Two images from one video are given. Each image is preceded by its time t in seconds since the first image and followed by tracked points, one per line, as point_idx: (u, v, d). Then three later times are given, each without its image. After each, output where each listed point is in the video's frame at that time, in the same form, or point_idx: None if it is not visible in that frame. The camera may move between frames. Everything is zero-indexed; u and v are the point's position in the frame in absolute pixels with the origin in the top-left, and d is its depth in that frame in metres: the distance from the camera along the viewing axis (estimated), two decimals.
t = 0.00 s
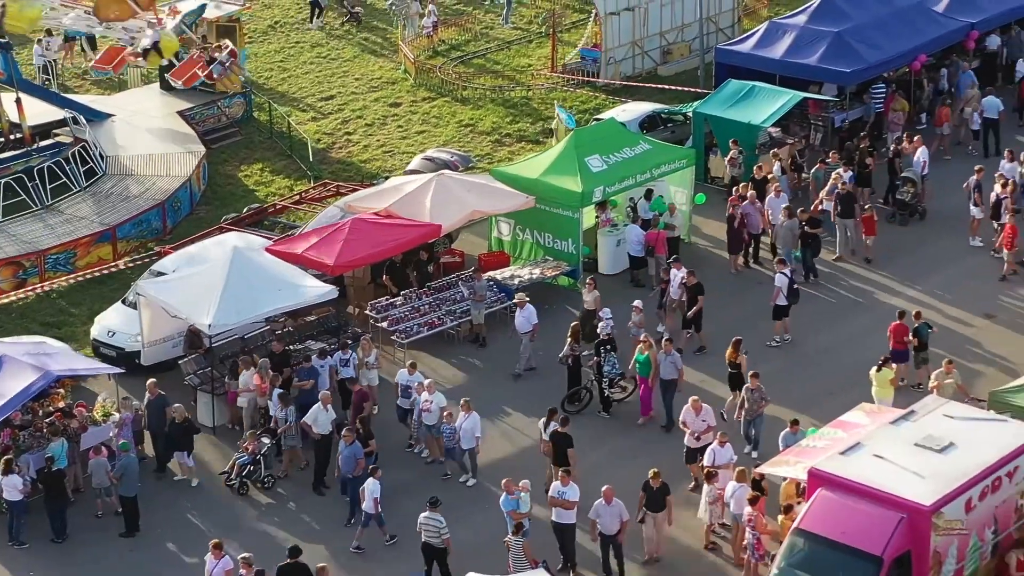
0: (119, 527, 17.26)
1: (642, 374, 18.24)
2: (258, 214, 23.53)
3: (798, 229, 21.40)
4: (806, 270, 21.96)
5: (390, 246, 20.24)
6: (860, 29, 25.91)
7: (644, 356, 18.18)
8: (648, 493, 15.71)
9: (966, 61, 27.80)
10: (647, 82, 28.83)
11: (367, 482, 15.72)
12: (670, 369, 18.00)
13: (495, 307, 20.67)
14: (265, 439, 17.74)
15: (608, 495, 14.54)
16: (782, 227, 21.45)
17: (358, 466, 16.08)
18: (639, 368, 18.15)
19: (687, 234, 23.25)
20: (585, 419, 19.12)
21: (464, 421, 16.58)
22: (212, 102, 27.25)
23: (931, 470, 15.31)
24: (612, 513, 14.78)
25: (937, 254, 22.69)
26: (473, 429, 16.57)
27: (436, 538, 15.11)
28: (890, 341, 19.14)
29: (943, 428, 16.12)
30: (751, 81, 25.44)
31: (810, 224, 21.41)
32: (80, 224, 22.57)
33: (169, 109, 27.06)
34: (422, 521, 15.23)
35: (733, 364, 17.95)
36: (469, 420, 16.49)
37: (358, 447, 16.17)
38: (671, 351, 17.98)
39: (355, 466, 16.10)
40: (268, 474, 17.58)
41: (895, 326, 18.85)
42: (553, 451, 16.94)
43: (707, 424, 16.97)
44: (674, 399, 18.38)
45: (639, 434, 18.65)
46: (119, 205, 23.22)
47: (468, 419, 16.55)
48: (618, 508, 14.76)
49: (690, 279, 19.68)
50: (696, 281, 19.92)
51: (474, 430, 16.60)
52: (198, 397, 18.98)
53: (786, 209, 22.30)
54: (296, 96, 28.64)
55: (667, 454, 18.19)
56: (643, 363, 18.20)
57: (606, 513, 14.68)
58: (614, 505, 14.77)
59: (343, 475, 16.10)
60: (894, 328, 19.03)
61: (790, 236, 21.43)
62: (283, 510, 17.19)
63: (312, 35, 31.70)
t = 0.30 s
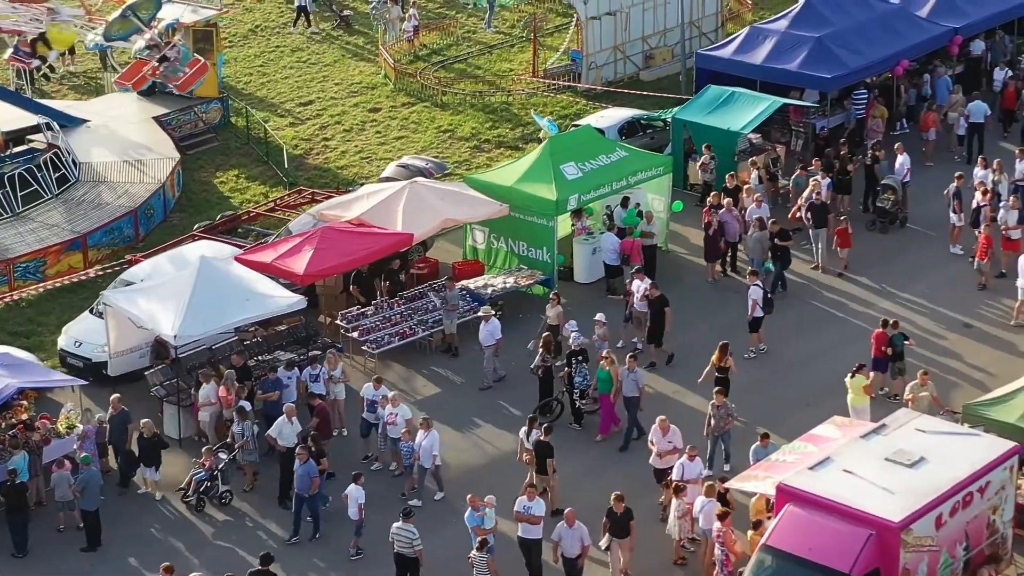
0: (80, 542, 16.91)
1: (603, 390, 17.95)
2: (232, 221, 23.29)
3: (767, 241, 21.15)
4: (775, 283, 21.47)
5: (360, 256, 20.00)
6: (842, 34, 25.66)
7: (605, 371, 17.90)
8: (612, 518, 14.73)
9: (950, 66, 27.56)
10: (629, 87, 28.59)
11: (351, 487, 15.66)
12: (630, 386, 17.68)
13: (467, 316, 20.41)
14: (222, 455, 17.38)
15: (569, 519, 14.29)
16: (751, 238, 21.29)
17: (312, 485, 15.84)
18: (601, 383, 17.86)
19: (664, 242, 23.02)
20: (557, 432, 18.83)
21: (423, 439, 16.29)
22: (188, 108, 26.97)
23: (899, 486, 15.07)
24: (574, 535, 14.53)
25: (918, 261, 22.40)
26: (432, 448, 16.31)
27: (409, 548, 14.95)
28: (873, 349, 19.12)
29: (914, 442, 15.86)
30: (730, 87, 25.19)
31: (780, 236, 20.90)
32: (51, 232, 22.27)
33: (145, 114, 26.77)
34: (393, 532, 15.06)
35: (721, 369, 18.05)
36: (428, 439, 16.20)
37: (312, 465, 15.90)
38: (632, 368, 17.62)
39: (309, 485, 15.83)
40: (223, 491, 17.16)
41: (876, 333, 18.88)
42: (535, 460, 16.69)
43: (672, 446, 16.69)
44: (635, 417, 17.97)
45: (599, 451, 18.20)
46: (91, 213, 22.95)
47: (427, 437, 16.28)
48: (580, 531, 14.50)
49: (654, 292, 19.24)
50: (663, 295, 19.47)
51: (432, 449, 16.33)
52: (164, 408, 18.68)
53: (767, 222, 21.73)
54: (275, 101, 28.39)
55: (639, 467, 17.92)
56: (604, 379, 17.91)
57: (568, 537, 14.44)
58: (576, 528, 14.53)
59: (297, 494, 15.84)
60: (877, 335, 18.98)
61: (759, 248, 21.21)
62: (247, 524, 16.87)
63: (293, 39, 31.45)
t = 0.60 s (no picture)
0: (39, 556, 16.49)
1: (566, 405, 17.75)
2: (206, 229, 23.04)
3: (738, 252, 20.87)
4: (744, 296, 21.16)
5: (330, 265, 19.75)
6: (823, 39, 25.44)
7: (568, 387, 17.68)
8: (574, 541, 14.48)
9: (934, 71, 27.33)
10: (610, 92, 28.39)
11: (332, 497, 15.42)
12: (592, 402, 17.53)
13: (440, 326, 20.15)
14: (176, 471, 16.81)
15: (531, 542, 14.00)
16: (722, 248, 20.95)
17: (264, 504, 15.53)
18: (563, 398, 17.66)
19: (642, 249, 22.79)
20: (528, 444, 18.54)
21: (379, 455, 15.83)
22: (165, 113, 26.71)
23: (871, 501, 14.82)
24: (536, 558, 14.25)
25: (898, 269, 22.14)
26: (389, 464, 15.85)
27: (378, 559, 14.76)
28: (852, 357, 19.25)
29: (885, 456, 15.64)
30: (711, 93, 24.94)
31: (751, 247, 20.68)
32: (21, 240, 21.99)
33: (121, 119, 26.49)
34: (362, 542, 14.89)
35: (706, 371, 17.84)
36: (384, 455, 15.76)
37: (264, 484, 15.62)
38: (595, 384, 17.44)
39: (260, 504, 15.50)
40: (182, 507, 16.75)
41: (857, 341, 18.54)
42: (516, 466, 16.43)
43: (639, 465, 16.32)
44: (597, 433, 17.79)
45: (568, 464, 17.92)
46: (62, 220, 22.68)
47: (384, 454, 15.83)
48: (542, 554, 14.24)
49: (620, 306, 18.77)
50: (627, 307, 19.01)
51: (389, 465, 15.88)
52: (130, 419, 18.38)
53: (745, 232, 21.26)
54: (253, 106, 28.16)
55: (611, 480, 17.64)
56: (566, 395, 17.68)
57: (530, 560, 14.17)
58: (538, 552, 14.26)
59: (248, 515, 15.54)
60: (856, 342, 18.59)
61: (729, 258, 20.90)
62: (211, 537, 16.53)
63: (274, 43, 31.21)
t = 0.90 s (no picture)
0: None
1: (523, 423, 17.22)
2: (179, 236, 22.76)
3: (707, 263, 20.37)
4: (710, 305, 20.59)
5: (300, 275, 19.49)
6: (805, 44, 25.18)
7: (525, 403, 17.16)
8: (537, 567, 14.19)
9: (918, 76, 27.06)
10: (592, 97, 28.12)
11: (314, 507, 15.12)
12: (549, 421, 17.19)
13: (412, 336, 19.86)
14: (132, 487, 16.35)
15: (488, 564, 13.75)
16: (689, 259, 20.48)
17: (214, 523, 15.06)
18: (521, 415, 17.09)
19: (619, 258, 22.53)
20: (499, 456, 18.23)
21: (332, 474, 15.53)
22: (141, 119, 26.41)
23: (840, 518, 14.58)
24: None
25: (878, 277, 21.84)
26: (343, 483, 15.55)
27: (343, 570, 14.60)
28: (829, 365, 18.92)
29: (855, 472, 15.41)
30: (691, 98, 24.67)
31: (721, 259, 20.16)
32: None
33: (97, 124, 26.18)
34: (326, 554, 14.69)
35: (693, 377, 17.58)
36: (339, 474, 15.44)
37: (214, 503, 15.14)
38: (554, 402, 17.14)
39: (210, 522, 15.04)
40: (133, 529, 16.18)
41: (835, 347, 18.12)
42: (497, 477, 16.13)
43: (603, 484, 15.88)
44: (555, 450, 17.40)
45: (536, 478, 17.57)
46: (33, 227, 22.36)
47: (339, 472, 15.48)
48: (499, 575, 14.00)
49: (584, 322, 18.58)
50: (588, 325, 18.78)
51: (344, 483, 15.55)
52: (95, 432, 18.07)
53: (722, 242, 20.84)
54: (231, 111, 27.93)
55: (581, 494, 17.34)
56: (524, 412, 17.16)
57: None
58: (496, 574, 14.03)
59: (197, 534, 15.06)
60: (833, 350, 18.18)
61: (698, 269, 20.40)
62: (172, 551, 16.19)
63: (254, 47, 30.96)
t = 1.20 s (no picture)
0: None
1: (475, 440, 16.63)
2: (148, 245, 22.44)
3: (670, 275, 19.99)
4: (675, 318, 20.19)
5: (265, 286, 19.19)
6: (783, 50, 24.89)
7: (477, 420, 16.61)
8: None
9: (899, 82, 26.77)
10: (571, 104, 27.87)
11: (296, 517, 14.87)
12: (501, 437, 16.48)
13: (379, 347, 19.60)
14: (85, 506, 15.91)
15: None
16: (654, 270, 20.06)
17: (156, 550, 14.57)
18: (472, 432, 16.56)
19: (592, 267, 22.26)
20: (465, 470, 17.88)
21: (277, 497, 15.23)
22: (112, 125, 26.03)
23: (804, 538, 14.26)
24: None
25: (855, 286, 21.52)
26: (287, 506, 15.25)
27: None
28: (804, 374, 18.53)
29: (820, 490, 15.12)
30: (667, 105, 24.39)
31: (682, 270, 19.91)
32: None
33: (69, 130, 25.79)
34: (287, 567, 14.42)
35: (677, 379, 17.37)
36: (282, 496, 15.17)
37: (157, 528, 14.64)
38: (506, 418, 16.46)
39: (152, 550, 14.56)
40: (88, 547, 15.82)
41: (808, 356, 17.74)
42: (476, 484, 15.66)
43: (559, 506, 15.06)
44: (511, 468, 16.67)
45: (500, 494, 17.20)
46: None
47: (283, 495, 15.19)
48: None
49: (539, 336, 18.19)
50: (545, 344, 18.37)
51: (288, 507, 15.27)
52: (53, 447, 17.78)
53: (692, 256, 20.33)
54: (206, 118, 27.66)
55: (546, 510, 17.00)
56: (476, 429, 16.59)
57: None
58: None
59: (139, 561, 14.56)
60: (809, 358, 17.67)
61: (661, 279, 19.99)
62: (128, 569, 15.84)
63: (231, 52, 30.68)
